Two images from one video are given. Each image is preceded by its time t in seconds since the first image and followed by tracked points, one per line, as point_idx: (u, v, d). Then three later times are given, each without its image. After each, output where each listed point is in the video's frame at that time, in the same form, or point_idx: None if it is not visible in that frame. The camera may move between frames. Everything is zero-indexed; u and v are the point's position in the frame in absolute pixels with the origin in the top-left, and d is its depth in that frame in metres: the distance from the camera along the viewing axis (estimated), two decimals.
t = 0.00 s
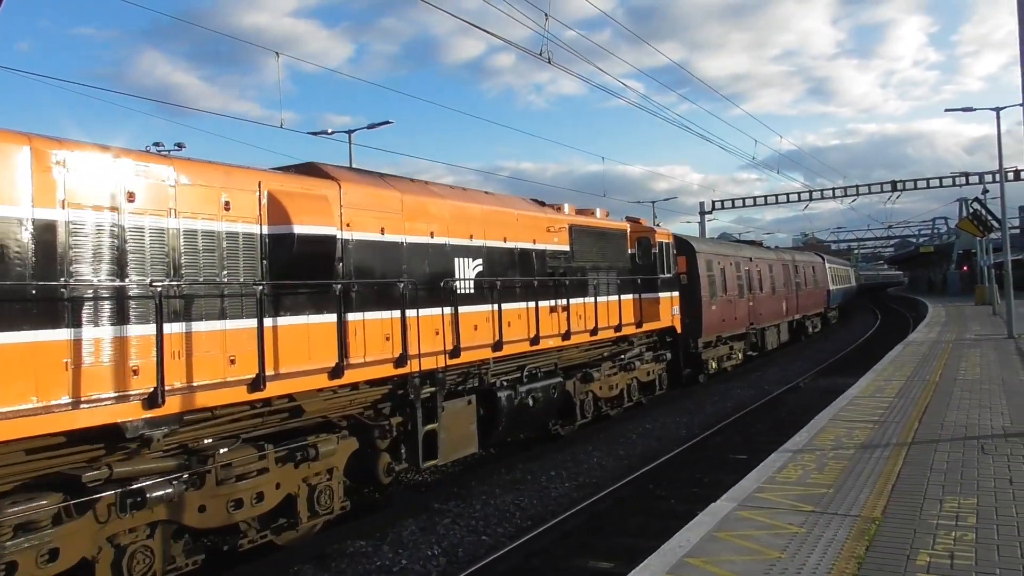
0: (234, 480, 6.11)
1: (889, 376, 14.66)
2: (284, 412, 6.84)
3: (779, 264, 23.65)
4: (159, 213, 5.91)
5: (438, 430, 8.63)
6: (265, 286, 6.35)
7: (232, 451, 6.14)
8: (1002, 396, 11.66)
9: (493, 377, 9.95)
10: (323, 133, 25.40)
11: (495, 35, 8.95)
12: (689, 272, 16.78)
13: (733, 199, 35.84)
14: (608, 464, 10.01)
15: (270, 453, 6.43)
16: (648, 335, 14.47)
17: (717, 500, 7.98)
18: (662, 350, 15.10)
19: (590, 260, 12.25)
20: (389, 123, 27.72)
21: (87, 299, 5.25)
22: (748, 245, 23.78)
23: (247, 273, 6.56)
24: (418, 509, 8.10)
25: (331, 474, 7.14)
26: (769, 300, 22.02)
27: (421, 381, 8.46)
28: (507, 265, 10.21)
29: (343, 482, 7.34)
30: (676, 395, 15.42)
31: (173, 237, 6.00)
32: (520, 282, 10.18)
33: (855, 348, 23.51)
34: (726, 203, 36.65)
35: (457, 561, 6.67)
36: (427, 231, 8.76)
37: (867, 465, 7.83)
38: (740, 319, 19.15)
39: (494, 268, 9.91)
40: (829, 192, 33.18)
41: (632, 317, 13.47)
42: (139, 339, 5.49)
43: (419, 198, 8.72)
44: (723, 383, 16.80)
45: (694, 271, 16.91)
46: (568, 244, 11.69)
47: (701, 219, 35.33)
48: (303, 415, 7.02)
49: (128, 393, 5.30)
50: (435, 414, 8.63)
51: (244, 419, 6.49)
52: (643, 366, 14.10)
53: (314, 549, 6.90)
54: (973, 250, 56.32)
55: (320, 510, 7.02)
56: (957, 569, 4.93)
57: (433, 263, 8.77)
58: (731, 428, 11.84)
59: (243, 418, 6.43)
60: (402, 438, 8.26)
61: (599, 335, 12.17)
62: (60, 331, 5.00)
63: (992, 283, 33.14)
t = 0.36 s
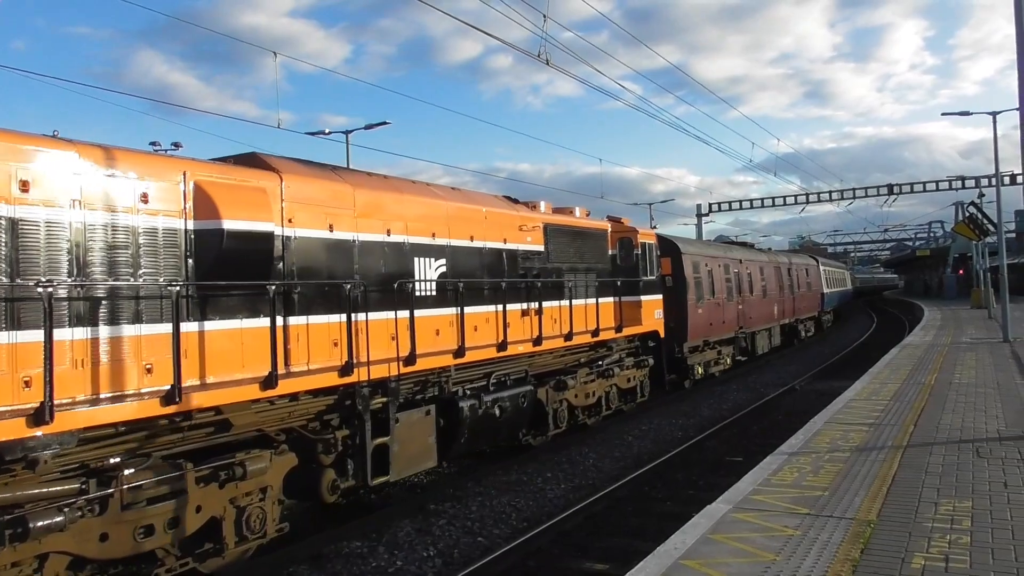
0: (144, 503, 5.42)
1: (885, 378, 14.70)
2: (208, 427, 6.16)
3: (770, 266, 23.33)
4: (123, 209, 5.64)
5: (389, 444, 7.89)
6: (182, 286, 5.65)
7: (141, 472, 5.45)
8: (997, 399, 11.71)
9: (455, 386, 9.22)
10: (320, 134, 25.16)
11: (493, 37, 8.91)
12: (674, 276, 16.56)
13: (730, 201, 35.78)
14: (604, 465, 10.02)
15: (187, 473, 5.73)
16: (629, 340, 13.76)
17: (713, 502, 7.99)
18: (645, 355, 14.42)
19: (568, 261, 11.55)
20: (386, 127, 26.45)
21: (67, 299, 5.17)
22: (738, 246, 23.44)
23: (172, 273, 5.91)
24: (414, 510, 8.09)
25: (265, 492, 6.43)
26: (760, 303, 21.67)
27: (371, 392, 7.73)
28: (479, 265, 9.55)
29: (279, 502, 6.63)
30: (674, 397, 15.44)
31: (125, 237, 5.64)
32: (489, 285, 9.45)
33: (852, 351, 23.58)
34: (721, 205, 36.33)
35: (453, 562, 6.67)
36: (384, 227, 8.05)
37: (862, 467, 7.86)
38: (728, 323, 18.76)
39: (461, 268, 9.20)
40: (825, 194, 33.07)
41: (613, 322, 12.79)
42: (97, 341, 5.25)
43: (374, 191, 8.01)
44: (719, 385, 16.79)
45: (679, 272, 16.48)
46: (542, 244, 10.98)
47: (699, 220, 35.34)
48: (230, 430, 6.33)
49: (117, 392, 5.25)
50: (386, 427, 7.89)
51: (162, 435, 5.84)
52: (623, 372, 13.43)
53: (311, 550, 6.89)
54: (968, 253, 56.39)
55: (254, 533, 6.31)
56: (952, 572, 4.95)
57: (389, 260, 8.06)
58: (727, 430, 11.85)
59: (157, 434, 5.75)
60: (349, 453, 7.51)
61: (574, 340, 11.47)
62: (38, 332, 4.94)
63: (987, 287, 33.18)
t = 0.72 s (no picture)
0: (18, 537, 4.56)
1: (879, 382, 14.74)
2: (109, 447, 5.38)
3: (760, 267, 22.63)
4: (69, 206, 5.22)
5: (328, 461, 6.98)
6: (67, 288, 4.89)
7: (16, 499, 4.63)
8: (990, 402, 11.75)
9: (407, 397, 8.43)
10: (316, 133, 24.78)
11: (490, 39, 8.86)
12: (657, 278, 15.61)
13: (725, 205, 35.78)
14: (598, 468, 10.02)
15: (75, 499, 4.88)
16: (605, 345, 13.01)
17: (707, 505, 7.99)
18: (624, 362, 13.68)
19: (538, 264, 10.94)
20: (384, 127, 24.74)
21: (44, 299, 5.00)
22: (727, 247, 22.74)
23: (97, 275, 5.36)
24: (408, 512, 8.07)
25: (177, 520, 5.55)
26: (749, 306, 21.00)
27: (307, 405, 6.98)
28: (441, 265, 8.94)
29: (201, 527, 5.79)
30: (668, 400, 15.45)
31: (21, 232, 4.98)
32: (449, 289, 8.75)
33: (846, 354, 23.65)
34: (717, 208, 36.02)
35: (447, 564, 6.65)
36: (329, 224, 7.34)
37: (856, 470, 7.87)
38: (714, 327, 18.09)
39: (418, 270, 8.50)
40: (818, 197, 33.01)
41: (586, 328, 12.12)
42: (14, 346, 4.76)
43: (317, 185, 7.29)
44: (713, 389, 16.76)
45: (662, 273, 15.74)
46: (513, 243, 10.39)
47: (694, 223, 35.37)
48: (136, 451, 5.53)
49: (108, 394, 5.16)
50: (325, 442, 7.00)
51: (52, 456, 5.06)
52: (599, 380, 12.68)
53: (304, 552, 6.85)
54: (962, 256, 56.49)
55: (164, 566, 5.44)
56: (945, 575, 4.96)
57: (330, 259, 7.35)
58: (722, 432, 11.87)
59: (45, 457, 4.99)
60: (281, 473, 6.61)
61: (544, 347, 10.78)
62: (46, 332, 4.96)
63: (980, 290, 33.31)
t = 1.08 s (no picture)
0: None
1: (873, 385, 14.77)
2: None
3: (746, 270, 22.02)
4: None
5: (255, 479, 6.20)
6: None
7: None
8: (983, 406, 11.78)
9: (350, 410, 7.76)
10: (310, 134, 24.52)
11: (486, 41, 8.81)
12: (636, 280, 15.16)
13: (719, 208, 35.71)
14: (591, 470, 10.00)
15: None
16: (575, 351, 12.25)
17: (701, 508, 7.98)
18: (599, 370, 12.95)
19: (506, 265, 10.30)
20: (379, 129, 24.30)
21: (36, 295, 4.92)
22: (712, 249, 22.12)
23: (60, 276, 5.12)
24: (402, 514, 8.04)
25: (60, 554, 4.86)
26: (735, 311, 20.37)
27: (229, 419, 6.25)
28: (395, 266, 8.28)
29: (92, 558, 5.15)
30: (663, 402, 15.46)
31: None
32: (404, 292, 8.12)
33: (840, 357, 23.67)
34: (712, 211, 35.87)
35: (440, 566, 6.62)
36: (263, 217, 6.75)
37: (850, 474, 7.88)
38: (697, 333, 17.44)
39: (367, 271, 7.87)
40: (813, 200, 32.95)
41: (556, 333, 11.40)
42: None
43: (247, 175, 6.66)
44: (707, 391, 16.76)
45: (641, 275, 15.10)
46: (477, 244, 9.71)
47: (689, 226, 35.35)
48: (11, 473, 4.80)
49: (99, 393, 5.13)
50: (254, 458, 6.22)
51: None
52: (571, 389, 11.85)
53: (297, 554, 6.82)
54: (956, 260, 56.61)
55: None
56: None
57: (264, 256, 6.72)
58: (716, 435, 11.87)
59: None
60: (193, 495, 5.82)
61: (509, 353, 10.08)
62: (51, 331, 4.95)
63: (974, 294, 33.41)
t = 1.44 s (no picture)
0: None
1: (868, 388, 14.79)
2: None
3: (737, 274, 21.19)
4: None
5: (160, 506, 5.29)
6: None
7: None
8: (978, 410, 11.80)
9: (281, 425, 6.86)
10: (310, 134, 24.28)
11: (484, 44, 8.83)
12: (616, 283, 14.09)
13: (715, 211, 35.72)
14: (587, 472, 9.99)
15: None
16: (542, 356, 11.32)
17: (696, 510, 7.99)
18: (571, 377, 12.08)
19: (470, 265, 9.45)
20: (375, 129, 23.87)
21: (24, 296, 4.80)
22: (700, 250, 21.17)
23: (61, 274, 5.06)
24: (396, 516, 8.02)
25: None
26: (723, 314, 19.43)
27: (127, 438, 5.44)
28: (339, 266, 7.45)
29: None
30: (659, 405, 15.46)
31: None
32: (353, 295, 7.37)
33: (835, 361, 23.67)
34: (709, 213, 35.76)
35: (435, 568, 6.61)
36: (180, 210, 5.89)
37: (845, 477, 7.89)
38: (681, 338, 16.52)
39: (308, 271, 7.01)
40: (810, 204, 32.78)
41: (524, 338, 10.54)
42: None
43: (158, 160, 5.80)
44: (703, 394, 16.77)
45: (620, 276, 14.10)
46: (436, 242, 8.88)
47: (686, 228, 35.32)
48: None
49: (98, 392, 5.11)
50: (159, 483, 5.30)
51: None
52: (541, 398, 10.99)
53: (291, 556, 6.80)
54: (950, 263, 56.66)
55: None
56: None
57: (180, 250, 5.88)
58: (711, 438, 11.86)
59: None
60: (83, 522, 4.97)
61: (470, 361, 9.26)
62: (42, 331, 4.85)
63: (968, 299, 33.45)
